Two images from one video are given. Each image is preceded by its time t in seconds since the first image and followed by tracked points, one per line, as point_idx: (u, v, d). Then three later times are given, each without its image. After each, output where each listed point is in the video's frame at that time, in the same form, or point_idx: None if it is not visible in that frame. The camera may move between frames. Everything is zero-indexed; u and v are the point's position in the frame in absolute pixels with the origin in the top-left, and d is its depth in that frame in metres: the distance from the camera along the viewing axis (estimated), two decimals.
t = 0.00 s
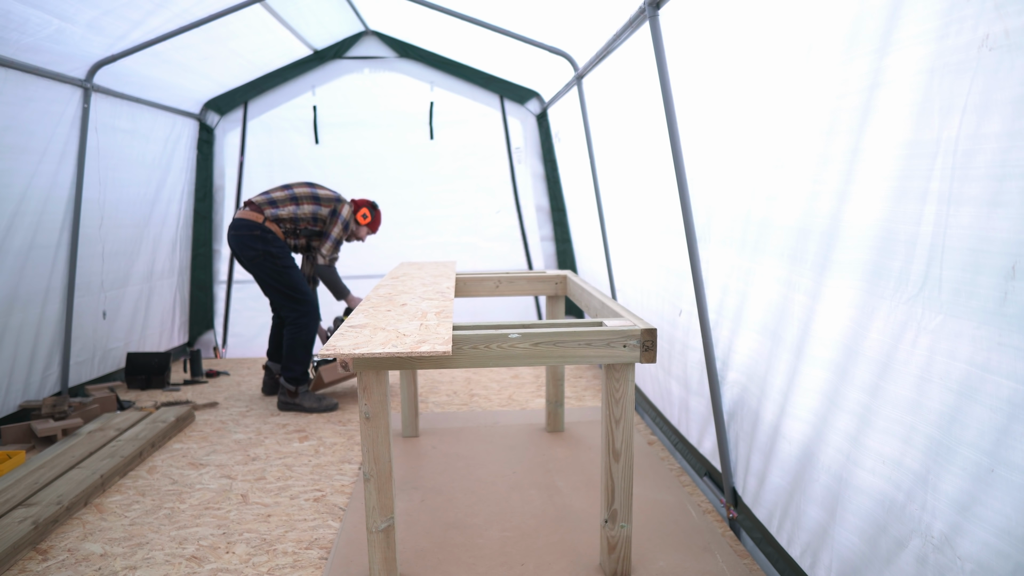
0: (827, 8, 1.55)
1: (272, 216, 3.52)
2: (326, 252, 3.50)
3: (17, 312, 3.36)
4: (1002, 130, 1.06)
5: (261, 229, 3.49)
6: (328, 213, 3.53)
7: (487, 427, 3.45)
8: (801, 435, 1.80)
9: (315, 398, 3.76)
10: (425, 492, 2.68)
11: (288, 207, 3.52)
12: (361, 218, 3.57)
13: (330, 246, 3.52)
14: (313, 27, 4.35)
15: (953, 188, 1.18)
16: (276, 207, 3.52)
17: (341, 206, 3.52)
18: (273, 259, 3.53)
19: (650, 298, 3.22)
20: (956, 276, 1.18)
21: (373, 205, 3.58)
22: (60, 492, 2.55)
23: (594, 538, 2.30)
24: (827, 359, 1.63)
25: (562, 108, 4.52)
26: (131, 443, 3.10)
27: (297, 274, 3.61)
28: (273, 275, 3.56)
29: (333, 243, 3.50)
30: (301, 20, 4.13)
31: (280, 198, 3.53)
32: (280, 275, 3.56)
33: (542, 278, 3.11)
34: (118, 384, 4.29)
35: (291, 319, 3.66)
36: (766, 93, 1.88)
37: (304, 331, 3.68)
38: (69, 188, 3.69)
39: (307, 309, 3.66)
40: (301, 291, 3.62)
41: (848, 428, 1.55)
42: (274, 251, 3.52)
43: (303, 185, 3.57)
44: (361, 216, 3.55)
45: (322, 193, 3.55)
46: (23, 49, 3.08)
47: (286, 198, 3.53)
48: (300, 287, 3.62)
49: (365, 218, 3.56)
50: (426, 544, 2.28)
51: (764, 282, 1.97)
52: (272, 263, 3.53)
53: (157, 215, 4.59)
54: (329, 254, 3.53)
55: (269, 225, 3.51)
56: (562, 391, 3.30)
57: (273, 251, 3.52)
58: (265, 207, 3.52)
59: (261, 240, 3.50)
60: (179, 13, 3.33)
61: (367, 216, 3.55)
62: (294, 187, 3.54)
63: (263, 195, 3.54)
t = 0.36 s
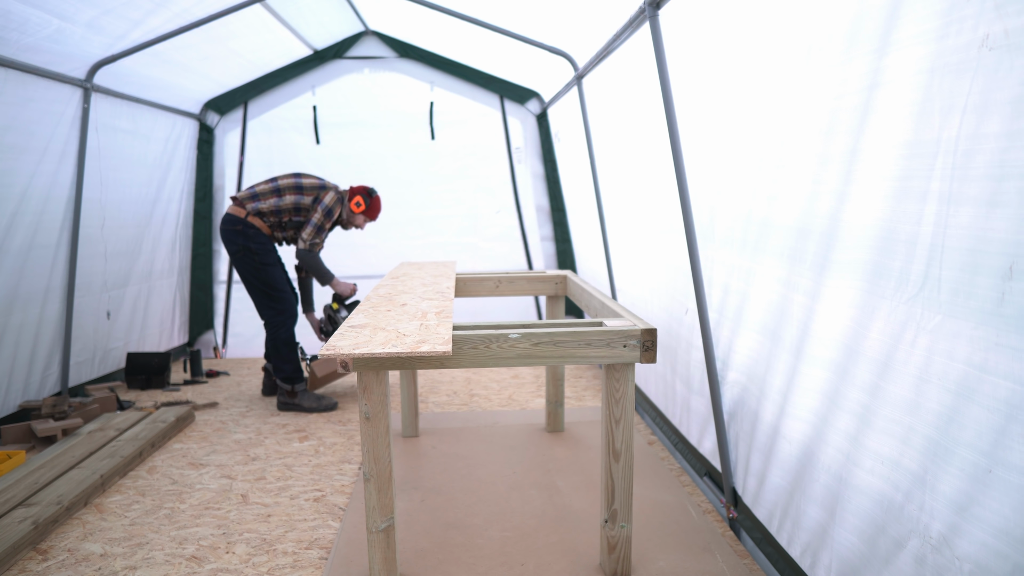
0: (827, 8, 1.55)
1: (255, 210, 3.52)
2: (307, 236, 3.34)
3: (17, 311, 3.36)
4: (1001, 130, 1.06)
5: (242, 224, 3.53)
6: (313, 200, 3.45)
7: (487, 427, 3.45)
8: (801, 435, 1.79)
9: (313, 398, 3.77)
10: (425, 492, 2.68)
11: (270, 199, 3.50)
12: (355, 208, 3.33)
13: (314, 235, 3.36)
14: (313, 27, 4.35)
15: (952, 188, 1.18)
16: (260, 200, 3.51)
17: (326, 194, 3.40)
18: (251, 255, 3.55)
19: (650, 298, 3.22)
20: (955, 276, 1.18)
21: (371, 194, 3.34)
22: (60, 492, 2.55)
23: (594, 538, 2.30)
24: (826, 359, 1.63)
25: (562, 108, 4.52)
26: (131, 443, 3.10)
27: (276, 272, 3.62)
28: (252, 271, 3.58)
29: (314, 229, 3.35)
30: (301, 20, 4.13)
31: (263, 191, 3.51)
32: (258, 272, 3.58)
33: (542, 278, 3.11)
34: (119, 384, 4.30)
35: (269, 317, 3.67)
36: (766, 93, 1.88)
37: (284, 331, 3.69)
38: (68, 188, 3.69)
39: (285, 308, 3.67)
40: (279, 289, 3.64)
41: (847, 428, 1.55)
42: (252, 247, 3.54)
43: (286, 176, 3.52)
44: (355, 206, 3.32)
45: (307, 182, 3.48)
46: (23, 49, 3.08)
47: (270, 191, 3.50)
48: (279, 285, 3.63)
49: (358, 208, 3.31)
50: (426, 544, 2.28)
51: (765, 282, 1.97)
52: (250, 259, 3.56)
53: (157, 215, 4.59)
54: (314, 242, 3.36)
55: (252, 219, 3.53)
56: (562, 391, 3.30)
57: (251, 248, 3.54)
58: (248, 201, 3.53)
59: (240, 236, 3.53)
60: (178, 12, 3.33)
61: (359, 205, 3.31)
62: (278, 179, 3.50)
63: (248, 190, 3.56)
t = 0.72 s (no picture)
0: (828, 8, 1.55)
1: (250, 208, 3.51)
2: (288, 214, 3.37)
3: (17, 311, 3.36)
4: (1006, 130, 1.06)
5: (239, 224, 3.53)
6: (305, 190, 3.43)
7: (487, 427, 3.45)
8: (803, 434, 1.79)
9: (314, 398, 3.77)
10: (426, 492, 2.68)
11: (264, 197, 3.48)
12: (352, 198, 3.34)
13: (296, 215, 3.38)
14: (313, 27, 4.35)
15: (957, 187, 1.18)
16: (254, 199, 3.49)
17: (317, 183, 3.41)
18: (246, 256, 3.55)
19: (650, 299, 3.22)
20: (960, 275, 1.18)
21: (367, 183, 3.34)
22: (60, 492, 2.55)
23: (594, 538, 2.30)
24: (829, 358, 1.63)
25: (562, 108, 4.51)
26: (130, 443, 3.10)
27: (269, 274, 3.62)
28: (246, 271, 3.58)
29: (298, 211, 3.37)
30: (301, 20, 4.13)
31: (258, 189, 3.49)
32: (252, 274, 3.58)
33: (542, 278, 3.11)
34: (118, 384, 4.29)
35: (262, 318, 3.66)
36: (767, 94, 1.88)
37: (276, 333, 3.67)
38: (69, 188, 3.69)
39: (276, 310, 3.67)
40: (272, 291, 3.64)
41: (850, 428, 1.56)
42: (249, 248, 3.54)
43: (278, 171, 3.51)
44: (352, 196, 3.33)
45: (299, 175, 3.46)
46: (23, 49, 3.08)
47: (264, 189, 3.48)
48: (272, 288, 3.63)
49: (355, 198, 3.33)
50: (427, 544, 2.28)
51: (767, 282, 1.97)
52: (245, 260, 3.56)
53: (157, 215, 4.59)
54: (292, 218, 3.38)
55: (250, 219, 3.53)
56: (562, 391, 3.30)
57: (247, 248, 3.54)
58: (244, 201, 3.51)
59: (238, 236, 3.53)
60: (178, 12, 3.34)
61: (356, 195, 3.33)
62: (271, 175, 3.49)
63: (242, 190, 3.53)
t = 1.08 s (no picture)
0: (826, 9, 1.55)
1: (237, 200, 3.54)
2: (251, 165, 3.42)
3: (17, 311, 3.36)
4: (1004, 130, 1.06)
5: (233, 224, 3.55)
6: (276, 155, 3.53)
7: (487, 427, 3.45)
8: (801, 435, 1.79)
9: (280, 393, 3.63)
10: (425, 492, 2.68)
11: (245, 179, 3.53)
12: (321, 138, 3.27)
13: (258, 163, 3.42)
14: (313, 27, 4.34)
15: (955, 187, 1.18)
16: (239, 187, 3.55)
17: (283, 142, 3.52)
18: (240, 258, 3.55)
19: (650, 299, 3.22)
20: (958, 275, 1.18)
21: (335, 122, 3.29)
22: (60, 492, 2.55)
23: (594, 538, 2.30)
24: (826, 359, 1.63)
25: (562, 108, 4.51)
26: (131, 443, 3.10)
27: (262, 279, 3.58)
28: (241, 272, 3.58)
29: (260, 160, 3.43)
30: (301, 20, 4.13)
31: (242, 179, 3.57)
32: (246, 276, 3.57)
33: (542, 278, 3.11)
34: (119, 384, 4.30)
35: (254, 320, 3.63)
36: (766, 94, 1.88)
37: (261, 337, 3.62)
38: (69, 188, 3.69)
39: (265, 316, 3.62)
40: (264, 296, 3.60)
41: (848, 428, 1.55)
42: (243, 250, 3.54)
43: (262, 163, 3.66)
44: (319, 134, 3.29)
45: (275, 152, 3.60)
46: (23, 50, 3.08)
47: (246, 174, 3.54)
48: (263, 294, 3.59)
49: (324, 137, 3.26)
50: (426, 544, 2.28)
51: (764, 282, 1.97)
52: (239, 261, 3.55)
53: (157, 215, 4.59)
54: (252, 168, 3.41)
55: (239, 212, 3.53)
56: (562, 391, 3.30)
57: (241, 250, 3.54)
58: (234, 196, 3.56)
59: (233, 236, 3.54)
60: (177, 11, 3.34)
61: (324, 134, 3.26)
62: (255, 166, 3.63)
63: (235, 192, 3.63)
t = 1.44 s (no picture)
0: (826, 9, 1.55)
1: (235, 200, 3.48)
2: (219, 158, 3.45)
3: (17, 311, 3.36)
4: (1005, 130, 1.06)
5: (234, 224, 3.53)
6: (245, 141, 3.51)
7: (487, 427, 3.45)
8: (801, 435, 1.79)
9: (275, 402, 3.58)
10: (425, 492, 2.69)
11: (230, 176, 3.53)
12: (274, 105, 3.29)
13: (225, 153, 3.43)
14: (313, 27, 4.35)
15: (955, 187, 1.18)
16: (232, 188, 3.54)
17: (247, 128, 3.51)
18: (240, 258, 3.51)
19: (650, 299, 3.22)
20: (960, 275, 1.18)
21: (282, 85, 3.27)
22: (60, 492, 2.55)
23: (594, 538, 2.30)
24: (826, 359, 1.63)
25: (562, 108, 4.51)
26: (131, 443, 3.10)
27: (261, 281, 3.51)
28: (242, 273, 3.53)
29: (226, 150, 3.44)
30: (301, 20, 4.13)
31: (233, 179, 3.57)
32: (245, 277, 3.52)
33: (542, 278, 3.11)
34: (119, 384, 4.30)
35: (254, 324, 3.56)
36: (766, 95, 1.88)
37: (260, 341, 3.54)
38: (69, 187, 3.69)
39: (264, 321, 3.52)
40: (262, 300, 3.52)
41: (849, 428, 1.56)
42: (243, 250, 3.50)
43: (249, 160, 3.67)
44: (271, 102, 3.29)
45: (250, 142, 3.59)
46: (22, 49, 3.08)
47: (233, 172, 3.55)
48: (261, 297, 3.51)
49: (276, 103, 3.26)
50: (426, 543, 2.28)
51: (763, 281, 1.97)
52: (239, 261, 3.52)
53: (157, 215, 4.59)
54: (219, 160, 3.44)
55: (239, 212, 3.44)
56: (562, 391, 3.30)
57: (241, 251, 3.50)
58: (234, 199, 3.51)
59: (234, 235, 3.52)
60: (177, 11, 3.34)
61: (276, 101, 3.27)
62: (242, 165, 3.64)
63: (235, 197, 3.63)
